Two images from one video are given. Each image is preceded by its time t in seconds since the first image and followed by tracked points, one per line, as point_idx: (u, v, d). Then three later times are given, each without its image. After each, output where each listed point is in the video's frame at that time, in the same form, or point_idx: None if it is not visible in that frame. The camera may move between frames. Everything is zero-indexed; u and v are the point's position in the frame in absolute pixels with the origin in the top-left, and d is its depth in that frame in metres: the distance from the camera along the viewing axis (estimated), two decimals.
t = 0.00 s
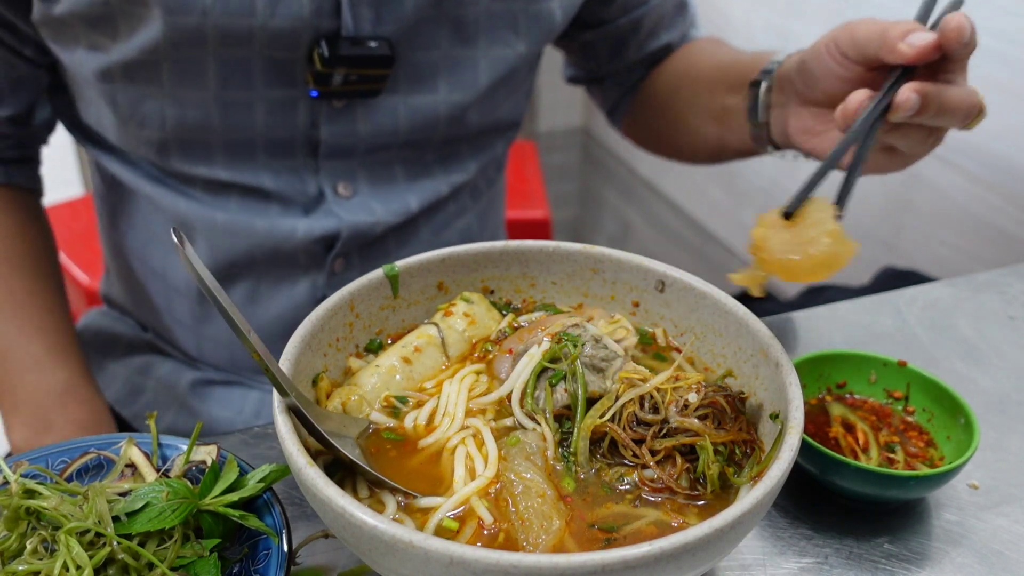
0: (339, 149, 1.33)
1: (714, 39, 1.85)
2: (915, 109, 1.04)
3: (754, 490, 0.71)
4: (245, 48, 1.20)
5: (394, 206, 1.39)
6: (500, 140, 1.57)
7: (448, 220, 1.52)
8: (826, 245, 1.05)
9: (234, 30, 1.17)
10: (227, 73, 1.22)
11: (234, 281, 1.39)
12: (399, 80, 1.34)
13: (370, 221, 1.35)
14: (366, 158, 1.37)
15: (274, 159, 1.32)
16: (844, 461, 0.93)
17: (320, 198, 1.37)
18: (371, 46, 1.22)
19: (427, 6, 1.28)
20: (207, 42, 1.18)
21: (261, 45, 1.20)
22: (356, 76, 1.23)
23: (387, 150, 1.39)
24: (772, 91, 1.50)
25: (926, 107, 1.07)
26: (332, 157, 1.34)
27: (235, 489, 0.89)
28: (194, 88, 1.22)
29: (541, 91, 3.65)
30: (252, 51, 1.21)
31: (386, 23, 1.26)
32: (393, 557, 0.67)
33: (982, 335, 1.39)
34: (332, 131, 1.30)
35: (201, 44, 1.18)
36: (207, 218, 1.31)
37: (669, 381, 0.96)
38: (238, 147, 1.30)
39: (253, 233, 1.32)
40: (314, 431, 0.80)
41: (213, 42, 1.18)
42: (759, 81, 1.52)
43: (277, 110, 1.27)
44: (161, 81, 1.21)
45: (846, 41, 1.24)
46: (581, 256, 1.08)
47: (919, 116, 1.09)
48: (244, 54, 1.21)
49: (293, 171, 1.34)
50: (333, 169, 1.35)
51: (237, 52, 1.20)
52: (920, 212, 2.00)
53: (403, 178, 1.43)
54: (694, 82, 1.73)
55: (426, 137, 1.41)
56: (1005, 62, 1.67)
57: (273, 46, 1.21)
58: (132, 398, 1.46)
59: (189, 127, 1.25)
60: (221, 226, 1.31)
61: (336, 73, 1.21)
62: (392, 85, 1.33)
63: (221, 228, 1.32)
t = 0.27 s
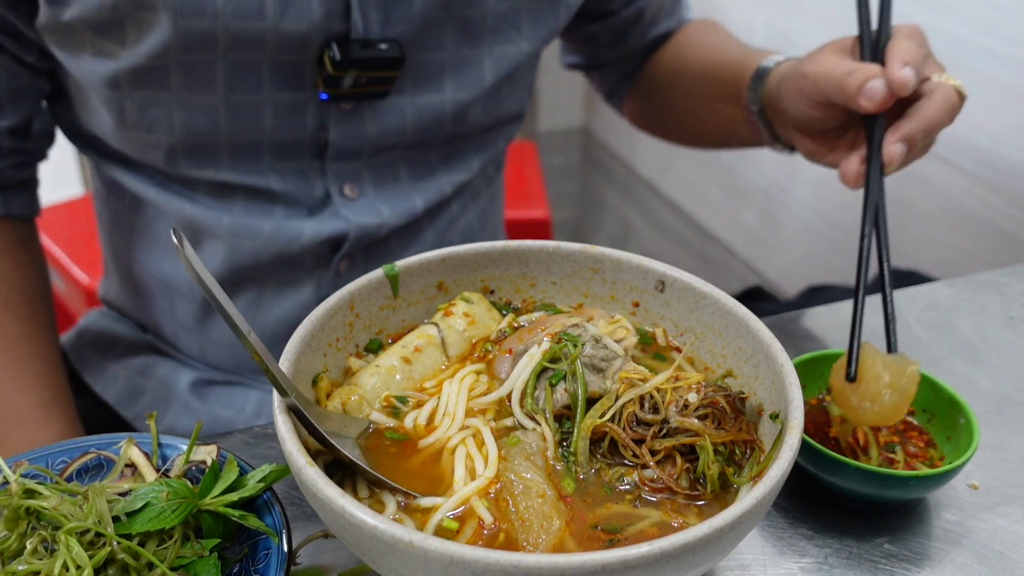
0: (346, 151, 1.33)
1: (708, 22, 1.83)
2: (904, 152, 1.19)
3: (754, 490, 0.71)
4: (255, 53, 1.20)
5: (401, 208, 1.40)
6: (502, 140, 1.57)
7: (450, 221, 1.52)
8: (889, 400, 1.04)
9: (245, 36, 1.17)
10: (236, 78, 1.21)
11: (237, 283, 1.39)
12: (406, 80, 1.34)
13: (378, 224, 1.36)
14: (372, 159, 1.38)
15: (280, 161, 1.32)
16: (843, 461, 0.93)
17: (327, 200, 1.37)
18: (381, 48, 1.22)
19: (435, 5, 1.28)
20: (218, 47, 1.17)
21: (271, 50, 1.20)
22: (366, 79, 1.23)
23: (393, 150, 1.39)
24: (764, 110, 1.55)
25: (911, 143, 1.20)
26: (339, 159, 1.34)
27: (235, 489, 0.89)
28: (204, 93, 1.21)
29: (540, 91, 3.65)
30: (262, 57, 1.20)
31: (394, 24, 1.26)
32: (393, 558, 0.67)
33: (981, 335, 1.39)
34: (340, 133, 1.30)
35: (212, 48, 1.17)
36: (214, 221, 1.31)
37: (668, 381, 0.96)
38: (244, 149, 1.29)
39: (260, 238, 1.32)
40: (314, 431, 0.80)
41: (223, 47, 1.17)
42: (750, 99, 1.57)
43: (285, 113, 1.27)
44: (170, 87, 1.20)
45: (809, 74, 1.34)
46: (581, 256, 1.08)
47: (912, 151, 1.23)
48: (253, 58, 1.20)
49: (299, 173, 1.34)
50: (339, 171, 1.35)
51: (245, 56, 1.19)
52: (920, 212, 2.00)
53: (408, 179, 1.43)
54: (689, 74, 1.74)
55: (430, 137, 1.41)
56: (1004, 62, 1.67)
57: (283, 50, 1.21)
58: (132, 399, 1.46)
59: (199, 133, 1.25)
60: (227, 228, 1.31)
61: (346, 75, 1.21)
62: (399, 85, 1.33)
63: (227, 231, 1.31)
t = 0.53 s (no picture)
0: (351, 151, 1.33)
1: (711, 23, 1.84)
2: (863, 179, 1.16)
3: (754, 490, 0.71)
4: (260, 52, 1.19)
5: (404, 208, 1.40)
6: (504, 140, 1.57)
7: (451, 221, 1.52)
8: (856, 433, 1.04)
9: (251, 34, 1.17)
10: (241, 77, 1.21)
11: (239, 283, 1.39)
12: (412, 81, 1.34)
13: (381, 224, 1.36)
14: (376, 160, 1.38)
15: (285, 160, 1.32)
16: (844, 461, 0.93)
17: (331, 200, 1.37)
18: (387, 49, 1.21)
19: (443, 9, 1.28)
20: (224, 44, 1.17)
21: (278, 50, 1.20)
22: (372, 80, 1.22)
23: (398, 151, 1.39)
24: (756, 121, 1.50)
25: (871, 168, 1.18)
26: (342, 160, 1.34)
27: (235, 489, 0.89)
28: (208, 90, 1.21)
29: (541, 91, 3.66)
30: (268, 56, 1.20)
31: (402, 26, 1.26)
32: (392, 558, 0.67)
33: (982, 336, 1.38)
34: (346, 133, 1.30)
35: (218, 46, 1.17)
36: (218, 221, 1.31)
37: (669, 381, 0.96)
38: (248, 149, 1.29)
39: (264, 237, 1.32)
40: (313, 431, 0.80)
41: (230, 44, 1.17)
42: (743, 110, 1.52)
43: (291, 112, 1.27)
44: (176, 85, 1.20)
45: (774, 107, 1.38)
46: (581, 257, 1.08)
47: (873, 175, 1.20)
48: (259, 58, 1.20)
49: (303, 173, 1.34)
50: (343, 171, 1.35)
51: (251, 55, 1.19)
52: (920, 212, 2.00)
53: (411, 180, 1.43)
54: (689, 75, 1.73)
55: (434, 138, 1.41)
56: (1004, 63, 1.67)
57: (289, 50, 1.20)
58: (132, 400, 1.46)
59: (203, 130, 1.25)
60: (231, 228, 1.31)
61: (353, 75, 1.20)
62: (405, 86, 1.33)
63: (230, 231, 1.32)
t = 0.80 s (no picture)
0: (356, 152, 1.33)
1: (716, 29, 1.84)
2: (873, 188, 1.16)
3: (754, 490, 0.71)
4: (267, 53, 1.19)
5: (408, 209, 1.40)
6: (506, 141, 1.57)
7: (452, 221, 1.52)
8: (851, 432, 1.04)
9: (257, 35, 1.17)
10: (247, 78, 1.21)
11: (242, 283, 1.39)
12: (417, 82, 1.34)
13: (385, 224, 1.36)
14: (380, 160, 1.38)
15: (290, 161, 1.32)
16: (844, 461, 0.93)
17: (335, 201, 1.37)
18: (393, 49, 1.21)
19: (448, 9, 1.28)
20: (232, 45, 1.17)
21: (285, 50, 1.20)
22: (378, 79, 1.22)
23: (402, 152, 1.39)
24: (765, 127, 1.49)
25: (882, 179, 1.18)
26: (346, 160, 1.34)
27: (235, 489, 0.89)
28: (214, 91, 1.21)
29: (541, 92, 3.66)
30: (275, 56, 1.20)
31: (408, 26, 1.26)
32: (393, 558, 0.67)
33: (982, 336, 1.39)
34: (351, 133, 1.30)
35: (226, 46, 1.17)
36: (222, 221, 1.31)
37: (668, 381, 0.96)
38: (253, 150, 1.29)
39: (268, 238, 1.32)
40: (313, 431, 0.80)
41: (238, 45, 1.17)
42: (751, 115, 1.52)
43: (297, 113, 1.27)
44: (183, 86, 1.20)
45: (785, 112, 1.37)
46: (581, 257, 1.08)
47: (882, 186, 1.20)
48: (266, 58, 1.20)
49: (307, 174, 1.34)
50: (346, 172, 1.35)
51: (258, 56, 1.20)
52: (920, 212, 2.00)
53: (415, 180, 1.43)
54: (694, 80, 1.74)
55: (438, 139, 1.41)
56: (1004, 63, 1.67)
57: (296, 50, 1.21)
58: (133, 402, 1.46)
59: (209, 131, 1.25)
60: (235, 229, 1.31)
61: (360, 75, 1.21)
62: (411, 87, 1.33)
63: (234, 232, 1.32)
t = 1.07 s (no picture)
0: (356, 154, 1.33)
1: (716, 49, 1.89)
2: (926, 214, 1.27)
3: (754, 490, 0.71)
4: (269, 56, 1.20)
5: (409, 210, 1.40)
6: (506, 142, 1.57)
7: (453, 222, 1.52)
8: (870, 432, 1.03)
9: (259, 38, 1.17)
10: (249, 81, 1.21)
11: (242, 285, 1.39)
12: (418, 85, 1.34)
13: (386, 226, 1.36)
14: (380, 163, 1.38)
15: (292, 163, 1.32)
16: (843, 461, 0.93)
17: (337, 204, 1.37)
18: (396, 53, 1.22)
19: (450, 12, 1.28)
20: (234, 49, 1.17)
21: (287, 54, 1.20)
22: (380, 83, 1.22)
23: (402, 154, 1.39)
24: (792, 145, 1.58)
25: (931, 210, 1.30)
26: (346, 163, 1.34)
27: (235, 489, 0.89)
28: (216, 95, 1.21)
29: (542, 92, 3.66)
30: (277, 60, 1.20)
31: (409, 30, 1.27)
32: (393, 558, 0.67)
33: (982, 336, 1.38)
34: (352, 136, 1.30)
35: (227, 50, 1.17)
36: (222, 224, 1.31)
37: (668, 381, 0.96)
38: (254, 153, 1.29)
39: (269, 240, 1.32)
40: (314, 431, 0.80)
41: (240, 49, 1.17)
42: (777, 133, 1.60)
43: (298, 117, 1.27)
44: (184, 90, 1.20)
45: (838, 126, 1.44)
46: (581, 257, 1.08)
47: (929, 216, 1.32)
48: (268, 62, 1.20)
49: (308, 177, 1.34)
50: (347, 174, 1.35)
51: (260, 60, 1.20)
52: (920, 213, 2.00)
53: (416, 182, 1.43)
54: (695, 92, 1.77)
55: (439, 141, 1.41)
56: (1005, 64, 1.67)
57: (298, 54, 1.21)
58: (132, 403, 1.46)
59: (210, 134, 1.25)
60: (235, 231, 1.31)
61: (362, 79, 1.20)
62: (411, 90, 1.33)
63: (235, 234, 1.31)
